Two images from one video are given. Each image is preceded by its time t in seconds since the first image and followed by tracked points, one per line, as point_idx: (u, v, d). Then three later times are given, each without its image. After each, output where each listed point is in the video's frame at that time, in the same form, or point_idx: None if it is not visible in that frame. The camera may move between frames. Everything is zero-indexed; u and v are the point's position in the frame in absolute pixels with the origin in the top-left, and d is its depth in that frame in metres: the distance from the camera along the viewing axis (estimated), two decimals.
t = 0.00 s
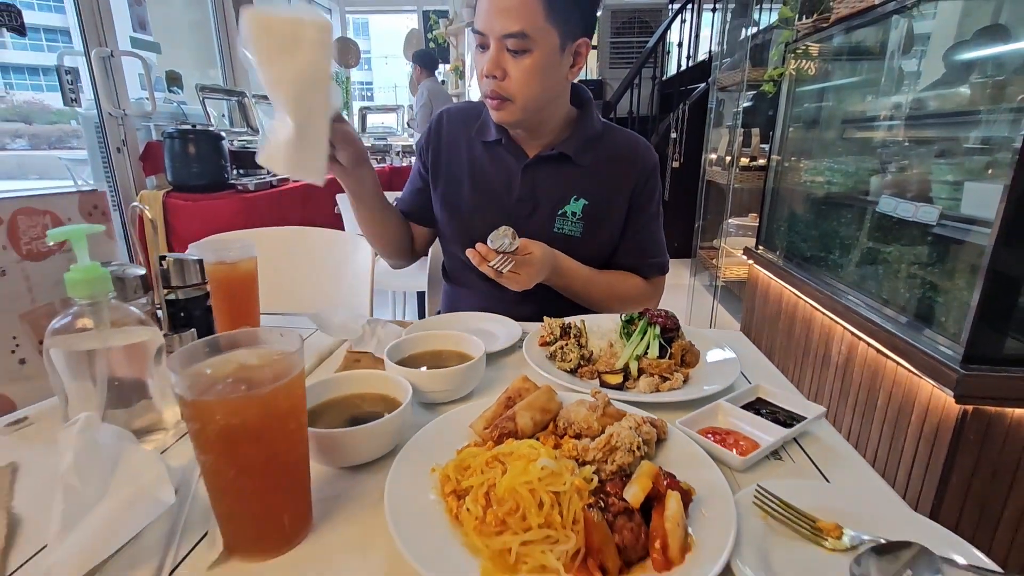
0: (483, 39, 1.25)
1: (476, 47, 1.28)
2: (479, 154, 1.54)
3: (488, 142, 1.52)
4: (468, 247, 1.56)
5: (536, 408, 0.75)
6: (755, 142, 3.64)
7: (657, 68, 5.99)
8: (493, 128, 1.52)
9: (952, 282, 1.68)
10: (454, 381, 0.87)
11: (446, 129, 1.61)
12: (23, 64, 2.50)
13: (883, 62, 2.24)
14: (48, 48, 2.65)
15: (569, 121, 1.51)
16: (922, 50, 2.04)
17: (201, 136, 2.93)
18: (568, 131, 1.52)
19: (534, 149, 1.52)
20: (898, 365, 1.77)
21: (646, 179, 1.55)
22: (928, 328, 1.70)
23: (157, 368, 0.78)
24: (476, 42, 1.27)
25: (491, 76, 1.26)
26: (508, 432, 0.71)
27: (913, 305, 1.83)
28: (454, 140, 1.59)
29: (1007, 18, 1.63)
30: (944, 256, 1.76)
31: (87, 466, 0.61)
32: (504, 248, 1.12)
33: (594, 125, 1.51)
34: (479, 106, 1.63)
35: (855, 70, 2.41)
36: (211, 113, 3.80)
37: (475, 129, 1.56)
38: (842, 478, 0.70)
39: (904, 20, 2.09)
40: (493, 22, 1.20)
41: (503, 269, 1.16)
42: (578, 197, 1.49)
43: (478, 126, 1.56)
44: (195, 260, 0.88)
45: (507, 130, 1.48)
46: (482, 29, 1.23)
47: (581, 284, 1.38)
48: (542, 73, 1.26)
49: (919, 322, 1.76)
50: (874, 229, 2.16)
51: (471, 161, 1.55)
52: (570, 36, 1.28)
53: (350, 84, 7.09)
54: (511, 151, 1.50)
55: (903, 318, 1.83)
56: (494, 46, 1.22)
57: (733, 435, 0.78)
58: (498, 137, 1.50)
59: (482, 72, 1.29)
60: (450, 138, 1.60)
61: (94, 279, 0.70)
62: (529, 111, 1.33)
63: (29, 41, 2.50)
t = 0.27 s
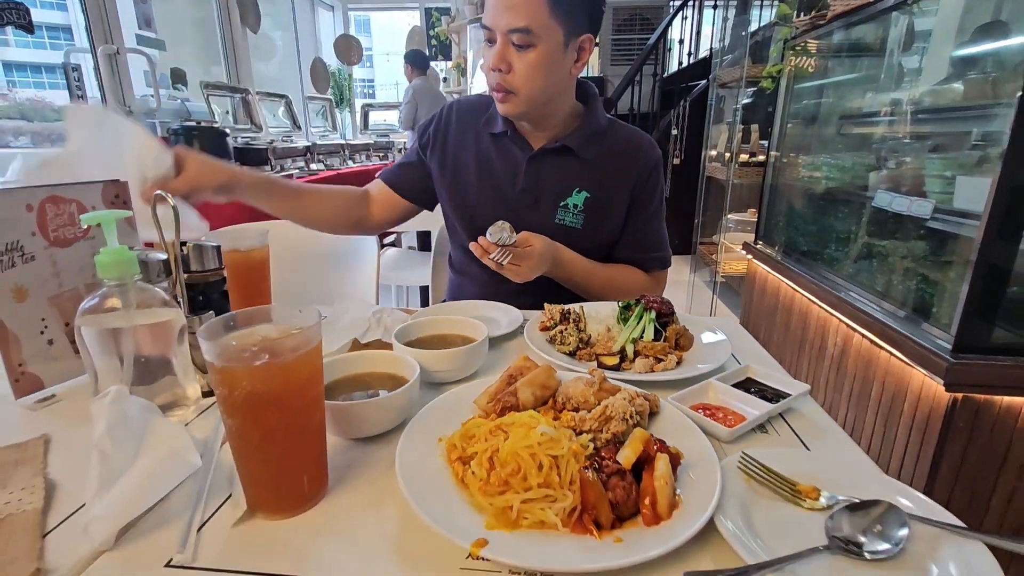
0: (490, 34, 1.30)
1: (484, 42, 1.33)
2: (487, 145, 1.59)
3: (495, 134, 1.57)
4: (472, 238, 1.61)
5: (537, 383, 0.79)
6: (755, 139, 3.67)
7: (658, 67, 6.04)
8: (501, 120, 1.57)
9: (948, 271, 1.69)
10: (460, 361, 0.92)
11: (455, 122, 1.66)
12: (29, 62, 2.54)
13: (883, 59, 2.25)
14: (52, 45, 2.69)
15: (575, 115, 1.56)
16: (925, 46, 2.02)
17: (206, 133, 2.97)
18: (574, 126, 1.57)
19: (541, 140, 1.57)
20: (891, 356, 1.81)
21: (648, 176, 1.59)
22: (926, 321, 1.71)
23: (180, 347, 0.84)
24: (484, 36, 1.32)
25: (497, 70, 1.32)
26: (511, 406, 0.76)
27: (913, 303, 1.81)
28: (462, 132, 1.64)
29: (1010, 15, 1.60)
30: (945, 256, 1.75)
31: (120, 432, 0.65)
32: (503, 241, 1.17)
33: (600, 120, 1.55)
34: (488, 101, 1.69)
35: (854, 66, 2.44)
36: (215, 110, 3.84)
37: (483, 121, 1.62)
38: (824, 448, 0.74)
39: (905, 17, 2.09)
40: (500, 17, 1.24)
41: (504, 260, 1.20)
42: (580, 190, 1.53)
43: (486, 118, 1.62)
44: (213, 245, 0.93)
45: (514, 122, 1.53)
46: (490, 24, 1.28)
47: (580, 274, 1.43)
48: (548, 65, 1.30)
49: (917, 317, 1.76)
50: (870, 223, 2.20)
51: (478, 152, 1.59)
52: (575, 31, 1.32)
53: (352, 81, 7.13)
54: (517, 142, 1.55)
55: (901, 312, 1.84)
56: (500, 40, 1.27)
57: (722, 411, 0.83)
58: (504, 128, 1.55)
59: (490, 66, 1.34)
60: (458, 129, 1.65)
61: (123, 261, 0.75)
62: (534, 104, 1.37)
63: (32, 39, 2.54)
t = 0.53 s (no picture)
0: (484, 35, 1.29)
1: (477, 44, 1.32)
2: (481, 145, 1.59)
3: (488, 132, 1.58)
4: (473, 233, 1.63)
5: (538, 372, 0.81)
6: (755, 134, 3.68)
7: (659, 62, 6.03)
8: (492, 119, 1.57)
9: (948, 266, 1.69)
10: (461, 351, 0.93)
11: (446, 122, 1.66)
12: (27, 58, 2.55)
13: (883, 55, 2.26)
14: (52, 42, 2.69)
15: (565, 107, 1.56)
16: (925, 42, 2.02)
17: (207, 129, 2.98)
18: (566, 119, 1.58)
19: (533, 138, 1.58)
20: (889, 349, 1.83)
21: (643, 166, 1.61)
22: (925, 315, 1.72)
23: (188, 337, 0.86)
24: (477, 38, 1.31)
25: (494, 72, 1.31)
26: (512, 393, 0.78)
27: (912, 297, 1.83)
28: (455, 131, 1.64)
29: (1010, 10, 1.60)
30: (944, 250, 1.75)
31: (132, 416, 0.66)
32: (506, 241, 1.20)
33: (591, 113, 1.56)
34: (478, 99, 1.69)
35: (855, 62, 2.44)
36: (217, 106, 3.85)
37: (475, 120, 1.62)
38: (817, 434, 0.76)
39: (906, 13, 2.09)
40: (495, 18, 1.24)
41: (509, 260, 1.22)
42: (577, 182, 1.55)
43: (477, 117, 1.62)
44: (219, 238, 0.95)
45: (506, 121, 1.54)
46: (482, 25, 1.27)
47: (583, 267, 1.44)
48: (545, 64, 1.32)
49: (916, 311, 1.77)
50: (869, 218, 2.21)
51: (472, 151, 1.60)
52: (566, 25, 1.33)
53: (353, 77, 7.14)
54: (511, 141, 1.56)
55: (901, 307, 1.85)
56: (495, 42, 1.27)
57: (718, 399, 0.85)
58: (497, 127, 1.56)
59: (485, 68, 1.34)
60: (450, 130, 1.65)
61: (131, 252, 0.77)
62: (532, 101, 1.38)
63: (32, 35, 2.55)
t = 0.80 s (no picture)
0: (471, 32, 1.29)
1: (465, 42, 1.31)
2: (479, 143, 1.60)
3: (485, 131, 1.58)
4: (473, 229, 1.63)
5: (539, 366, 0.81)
6: (756, 131, 3.67)
7: (659, 59, 6.02)
8: (488, 117, 1.57)
9: (949, 263, 1.70)
10: (461, 345, 0.93)
11: (442, 122, 1.67)
12: (26, 56, 2.54)
13: (884, 51, 2.25)
14: (52, 39, 2.69)
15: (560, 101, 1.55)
16: (926, 38, 2.01)
17: (207, 126, 2.98)
18: (561, 113, 1.58)
19: (530, 132, 1.57)
20: (891, 345, 1.82)
21: (642, 158, 1.60)
22: (926, 311, 1.72)
23: (188, 331, 0.86)
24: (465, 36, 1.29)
25: (485, 69, 1.31)
26: (514, 387, 0.78)
27: (914, 292, 1.82)
28: (453, 131, 1.64)
29: (1011, 5, 1.60)
30: (946, 246, 1.75)
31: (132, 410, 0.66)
32: (500, 231, 1.20)
33: (588, 105, 1.55)
34: (474, 97, 1.68)
35: (857, 58, 2.43)
36: (217, 103, 3.85)
37: (471, 119, 1.62)
38: (820, 428, 0.76)
39: (908, 8, 2.07)
40: (481, 15, 1.23)
41: (506, 250, 1.22)
42: (575, 175, 1.55)
43: (473, 116, 1.62)
44: (219, 233, 0.94)
45: (502, 118, 1.53)
46: (470, 24, 1.25)
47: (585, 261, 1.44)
48: (533, 61, 1.32)
49: (918, 306, 1.77)
50: (871, 214, 2.20)
51: (470, 150, 1.60)
52: (552, 16, 1.31)
53: (353, 75, 7.14)
54: (508, 138, 1.55)
55: (902, 303, 1.85)
56: (484, 40, 1.26)
57: (720, 394, 0.84)
58: (494, 124, 1.55)
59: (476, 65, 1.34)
60: (448, 130, 1.66)
61: (132, 246, 0.76)
62: (525, 95, 1.39)
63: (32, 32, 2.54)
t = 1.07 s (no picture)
0: (466, 34, 1.27)
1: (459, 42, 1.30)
2: (474, 143, 1.59)
3: (481, 131, 1.57)
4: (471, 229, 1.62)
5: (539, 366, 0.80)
6: (756, 130, 3.67)
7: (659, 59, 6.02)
8: (484, 117, 1.57)
9: (950, 263, 1.69)
10: (460, 345, 0.92)
11: (438, 123, 1.66)
12: (26, 56, 2.54)
13: (884, 50, 2.24)
14: (52, 40, 2.68)
15: (557, 101, 1.54)
16: (926, 38, 2.00)
17: (206, 126, 2.97)
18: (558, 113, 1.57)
19: (527, 133, 1.56)
20: (892, 345, 1.81)
21: (639, 157, 1.59)
22: (927, 310, 1.71)
23: (184, 331, 0.86)
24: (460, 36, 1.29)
25: (481, 71, 1.30)
26: (514, 388, 0.77)
27: (914, 292, 1.82)
28: (448, 132, 1.64)
29: (1011, 5, 1.59)
30: (948, 246, 1.73)
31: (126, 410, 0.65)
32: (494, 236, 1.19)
33: (585, 105, 1.54)
34: (469, 97, 1.68)
35: (857, 57, 2.42)
36: (216, 103, 3.84)
37: (467, 119, 1.61)
38: (823, 429, 0.75)
39: (908, 8, 2.07)
40: (477, 16, 1.22)
41: (500, 255, 1.21)
42: (571, 177, 1.54)
43: (469, 116, 1.61)
44: (216, 231, 0.93)
45: (498, 119, 1.53)
46: (466, 25, 1.24)
47: (580, 265, 1.43)
48: (531, 61, 1.31)
49: (919, 306, 1.76)
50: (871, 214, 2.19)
51: (466, 150, 1.60)
52: (549, 17, 1.30)
53: (353, 74, 7.13)
54: (504, 138, 1.55)
55: (903, 302, 1.84)
56: (481, 41, 1.25)
57: (722, 394, 0.84)
58: (490, 125, 1.55)
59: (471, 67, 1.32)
60: (443, 131, 1.65)
61: (127, 244, 0.75)
62: (522, 96, 1.38)
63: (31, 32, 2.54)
